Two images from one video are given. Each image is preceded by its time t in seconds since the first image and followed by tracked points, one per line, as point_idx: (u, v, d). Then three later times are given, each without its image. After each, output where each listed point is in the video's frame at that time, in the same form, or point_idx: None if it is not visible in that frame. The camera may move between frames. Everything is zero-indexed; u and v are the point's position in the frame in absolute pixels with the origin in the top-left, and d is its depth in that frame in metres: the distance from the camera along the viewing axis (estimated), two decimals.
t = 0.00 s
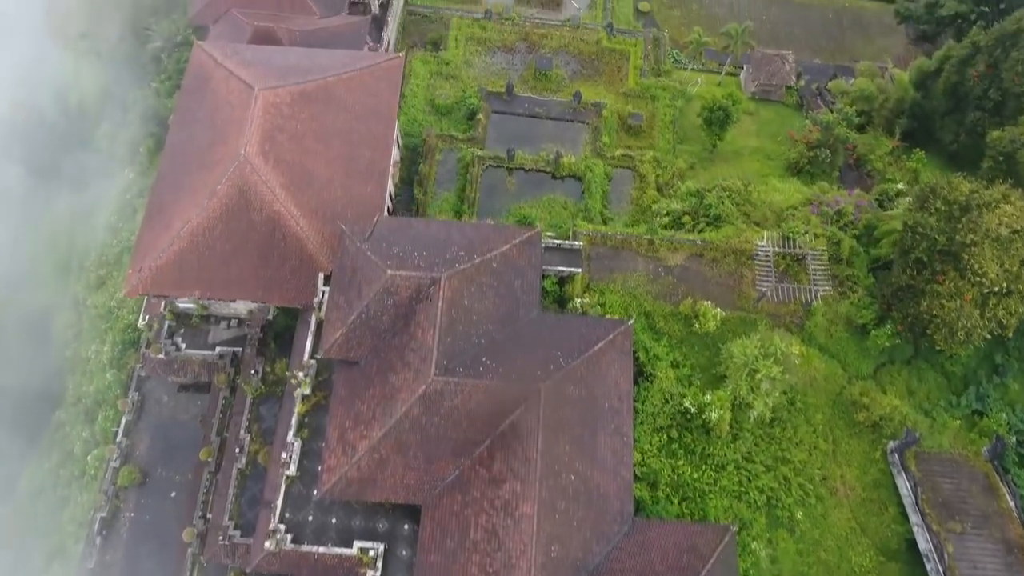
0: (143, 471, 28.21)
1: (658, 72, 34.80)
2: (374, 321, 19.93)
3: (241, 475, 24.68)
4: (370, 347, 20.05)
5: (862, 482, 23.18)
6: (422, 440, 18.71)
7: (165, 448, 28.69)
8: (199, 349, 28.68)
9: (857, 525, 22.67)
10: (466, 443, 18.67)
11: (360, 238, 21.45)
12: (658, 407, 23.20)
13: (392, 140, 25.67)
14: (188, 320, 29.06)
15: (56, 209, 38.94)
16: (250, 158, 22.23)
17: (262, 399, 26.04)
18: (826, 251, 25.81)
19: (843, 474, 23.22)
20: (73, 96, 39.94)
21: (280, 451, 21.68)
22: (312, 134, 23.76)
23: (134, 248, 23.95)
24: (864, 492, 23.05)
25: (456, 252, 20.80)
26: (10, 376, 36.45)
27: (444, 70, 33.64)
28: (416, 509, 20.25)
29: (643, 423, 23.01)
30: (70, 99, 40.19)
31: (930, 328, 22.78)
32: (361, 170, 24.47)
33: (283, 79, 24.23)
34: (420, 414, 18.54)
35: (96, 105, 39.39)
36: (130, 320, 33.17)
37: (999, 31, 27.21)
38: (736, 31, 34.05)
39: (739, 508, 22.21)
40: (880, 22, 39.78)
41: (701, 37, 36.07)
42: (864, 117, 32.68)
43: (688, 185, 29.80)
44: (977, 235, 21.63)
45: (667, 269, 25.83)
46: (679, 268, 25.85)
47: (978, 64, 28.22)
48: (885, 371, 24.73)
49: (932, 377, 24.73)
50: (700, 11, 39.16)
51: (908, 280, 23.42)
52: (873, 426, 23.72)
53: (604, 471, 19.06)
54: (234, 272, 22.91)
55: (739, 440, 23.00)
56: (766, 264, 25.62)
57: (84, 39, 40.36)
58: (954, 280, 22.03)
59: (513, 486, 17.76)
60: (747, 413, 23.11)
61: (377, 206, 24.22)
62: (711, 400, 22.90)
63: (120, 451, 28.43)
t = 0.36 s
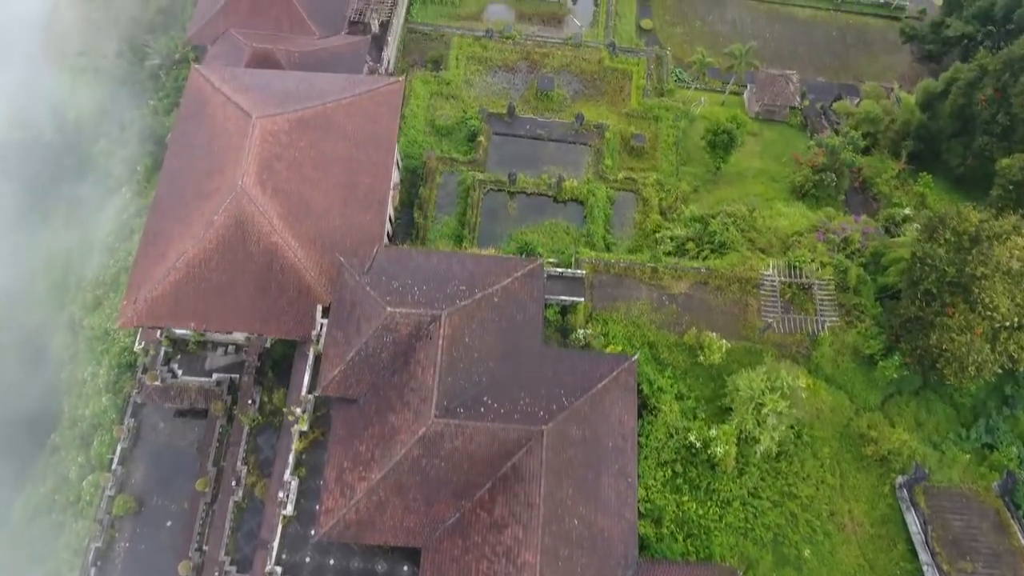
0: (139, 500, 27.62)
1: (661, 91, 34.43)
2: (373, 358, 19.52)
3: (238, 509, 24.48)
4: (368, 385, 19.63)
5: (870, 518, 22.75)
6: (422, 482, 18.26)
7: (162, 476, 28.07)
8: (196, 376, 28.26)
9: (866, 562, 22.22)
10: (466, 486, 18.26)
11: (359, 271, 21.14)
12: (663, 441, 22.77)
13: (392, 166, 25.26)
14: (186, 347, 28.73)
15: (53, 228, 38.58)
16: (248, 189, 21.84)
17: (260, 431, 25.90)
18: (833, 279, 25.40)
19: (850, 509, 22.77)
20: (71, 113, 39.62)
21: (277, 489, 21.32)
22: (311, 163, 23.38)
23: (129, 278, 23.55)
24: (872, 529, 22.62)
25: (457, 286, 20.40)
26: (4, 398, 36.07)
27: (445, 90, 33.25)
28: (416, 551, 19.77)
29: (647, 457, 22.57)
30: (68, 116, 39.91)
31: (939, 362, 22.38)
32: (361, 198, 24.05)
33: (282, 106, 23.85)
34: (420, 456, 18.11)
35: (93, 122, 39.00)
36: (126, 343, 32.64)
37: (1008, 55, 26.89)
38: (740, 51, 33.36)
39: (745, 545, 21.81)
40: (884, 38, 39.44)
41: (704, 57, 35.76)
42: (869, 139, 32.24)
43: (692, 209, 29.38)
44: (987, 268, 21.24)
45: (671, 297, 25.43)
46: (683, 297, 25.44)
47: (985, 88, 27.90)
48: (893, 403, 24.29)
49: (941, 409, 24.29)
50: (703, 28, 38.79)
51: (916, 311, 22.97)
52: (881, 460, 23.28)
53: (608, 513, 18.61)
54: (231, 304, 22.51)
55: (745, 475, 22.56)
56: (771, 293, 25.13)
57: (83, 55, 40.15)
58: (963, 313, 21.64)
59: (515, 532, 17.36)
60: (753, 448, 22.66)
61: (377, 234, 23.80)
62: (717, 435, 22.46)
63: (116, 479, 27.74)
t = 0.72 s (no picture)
0: (133, 534, 26.64)
1: (664, 113, 34.07)
2: (372, 402, 19.07)
3: (234, 546, 25.22)
4: (367, 429, 19.22)
5: (879, 559, 22.29)
6: (421, 532, 17.69)
7: (157, 509, 27.10)
8: (192, 408, 27.56)
9: None
10: (467, 535, 17.71)
11: (357, 309, 20.71)
12: (667, 481, 22.26)
13: (391, 197, 24.87)
14: (181, 377, 28.01)
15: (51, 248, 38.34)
16: (244, 225, 21.41)
17: (254, 466, 26.10)
18: (840, 313, 24.89)
19: (859, 550, 22.28)
20: (68, 133, 39.27)
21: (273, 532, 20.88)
22: (308, 195, 22.93)
23: (124, 313, 23.11)
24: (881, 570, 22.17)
25: (456, 326, 19.86)
26: None
27: (445, 113, 32.81)
28: None
29: (651, 497, 22.06)
30: (65, 135, 39.55)
31: (950, 402, 21.94)
32: (360, 231, 23.66)
33: (279, 137, 23.38)
34: (419, 505, 17.60)
35: (91, 142, 38.62)
36: (121, 369, 32.10)
37: (1017, 83, 26.47)
38: (744, 75, 32.88)
39: None
40: (889, 58, 39.05)
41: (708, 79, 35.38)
42: (875, 165, 31.58)
43: (695, 237, 28.97)
44: (999, 307, 20.83)
45: (676, 330, 24.97)
46: (687, 330, 24.96)
47: (994, 115, 27.45)
48: (901, 439, 23.84)
49: (951, 446, 23.82)
50: (706, 48, 38.36)
51: (926, 348, 22.48)
52: (891, 500, 22.77)
53: (613, 563, 18.11)
54: (227, 340, 22.06)
55: (751, 516, 22.10)
56: (778, 326, 24.32)
57: (81, 75, 39.79)
58: (975, 352, 21.18)
59: None
60: (760, 488, 22.16)
61: (376, 269, 23.42)
62: (723, 475, 21.95)
63: (109, 512, 26.81)
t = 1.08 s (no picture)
0: (129, 569, 26.14)
1: (667, 134, 33.72)
2: (371, 447, 18.60)
3: None
4: (365, 475, 18.76)
5: None
6: None
7: (153, 543, 26.49)
8: (188, 440, 27.09)
9: None
10: None
11: (355, 350, 20.29)
12: (673, 523, 21.72)
13: (391, 228, 24.41)
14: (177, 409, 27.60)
15: (47, 269, 37.86)
16: (240, 262, 20.97)
17: (253, 502, 25.43)
18: (849, 347, 24.41)
19: None
20: (65, 152, 38.82)
21: None
22: (305, 230, 22.46)
23: (118, 350, 22.67)
24: None
25: (458, 368, 19.39)
26: None
27: (445, 136, 32.37)
28: None
29: (657, 540, 21.44)
30: (62, 154, 39.12)
31: (962, 443, 21.51)
32: (359, 264, 23.17)
33: (277, 169, 22.90)
34: (420, 557, 17.09)
35: (88, 162, 38.16)
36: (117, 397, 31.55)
37: None
38: (748, 98, 32.45)
39: None
40: (894, 77, 38.63)
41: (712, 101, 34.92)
42: (882, 190, 30.97)
43: (700, 265, 28.66)
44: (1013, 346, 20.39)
45: (681, 364, 24.50)
46: (693, 364, 24.50)
47: (1004, 142, 26.97)
48: (911, 476, 23.35)
49: (962, 483, 23.33)
50: (709, 68, 37.91)
51: (937, 386, 22.01)
52: (901, 540, 22.36)
53: None
54: (224, 378, 21.66)
55: (758, 558, 21.82)
56: (786, 359, 24.16)
57: (77, 94, 39.29)
58: (988, 393, 20.73)
59: None
60: (768, 529, 21.90)
61: (376, 304, 22.95)
62: (730, 517, 21.47)
63: (105, 546, 26.30)
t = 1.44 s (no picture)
0: None
1: (670, 158, 33.31)
2: (370, 495, 18.11)
3: None
4: (364, 523, 18.30)
5: None
6: None
7: None
8: (184, 472, 26.31)
9: None
10: None
11: (353, 392, 19.81)
12: (680, 566, 21.31)
13: (392, 260, 23.95)
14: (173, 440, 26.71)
15: (43, 290, 37.39)
16: (236, 300, 20.49)
17: (249, 540, 25.17)
18: (858, 383, 23.99)
19: None
20: (62, 173, 38.44)
21: None
22: (303, 265, 22.00)
23: (111, 388, 22.20)
24: None
25: (458, 411, 18.82)
26: None
27: (446, 159, 31.91)
28: None
29: None
30: (59, 175, 38.69)
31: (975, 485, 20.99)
32: (357, 298, 22.70)
33: (274, 202, 22.41)
34: None
35: (84, 182, 37.70)
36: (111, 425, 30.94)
37: None
38: (753, 122, 32.06)
39: None
40: (900, 97, 38.20)
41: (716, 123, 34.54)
42: (889, 217, 30.50)
43: (705, 293, 28.25)
44: None
45: (687, 399, 24.01)
46: (699, 399, 24.02)
47: (1014, 171, 26.49)
48: (922, 515, 22.87)
49: (974, 522, 22.85)
50: (713, 87, 37.45)
51: (950, 425, 21.51)
52: None
53: None
54: (219, 418, 21.24)
55: None
56: (793, 396, 23.54)
57: (74, 115, 38.95)
58: (1002, 434, 20.14)
59: None
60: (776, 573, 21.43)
61: (375, 340, 22.51)
62: (738, 562, 21.25)
63: None
